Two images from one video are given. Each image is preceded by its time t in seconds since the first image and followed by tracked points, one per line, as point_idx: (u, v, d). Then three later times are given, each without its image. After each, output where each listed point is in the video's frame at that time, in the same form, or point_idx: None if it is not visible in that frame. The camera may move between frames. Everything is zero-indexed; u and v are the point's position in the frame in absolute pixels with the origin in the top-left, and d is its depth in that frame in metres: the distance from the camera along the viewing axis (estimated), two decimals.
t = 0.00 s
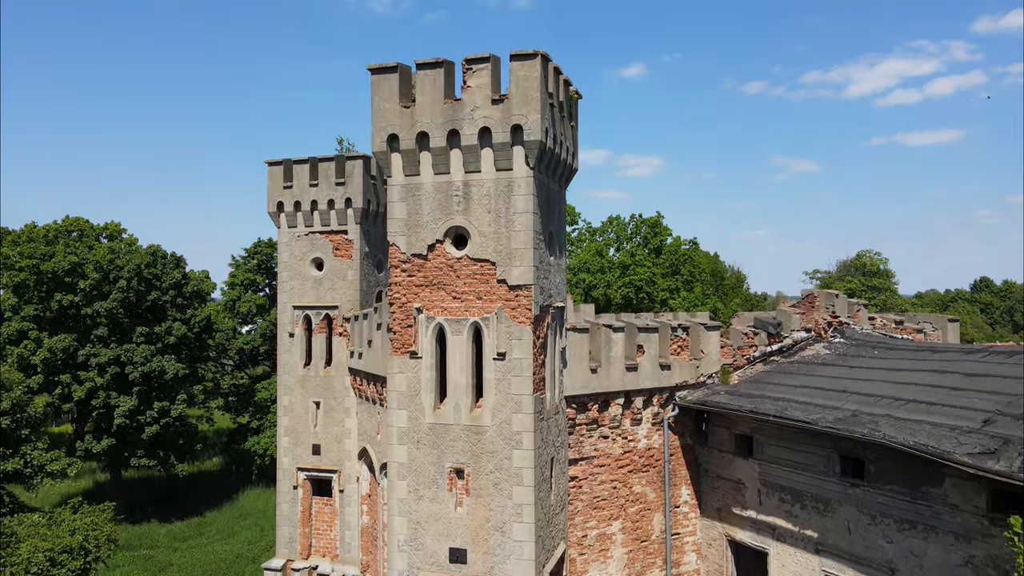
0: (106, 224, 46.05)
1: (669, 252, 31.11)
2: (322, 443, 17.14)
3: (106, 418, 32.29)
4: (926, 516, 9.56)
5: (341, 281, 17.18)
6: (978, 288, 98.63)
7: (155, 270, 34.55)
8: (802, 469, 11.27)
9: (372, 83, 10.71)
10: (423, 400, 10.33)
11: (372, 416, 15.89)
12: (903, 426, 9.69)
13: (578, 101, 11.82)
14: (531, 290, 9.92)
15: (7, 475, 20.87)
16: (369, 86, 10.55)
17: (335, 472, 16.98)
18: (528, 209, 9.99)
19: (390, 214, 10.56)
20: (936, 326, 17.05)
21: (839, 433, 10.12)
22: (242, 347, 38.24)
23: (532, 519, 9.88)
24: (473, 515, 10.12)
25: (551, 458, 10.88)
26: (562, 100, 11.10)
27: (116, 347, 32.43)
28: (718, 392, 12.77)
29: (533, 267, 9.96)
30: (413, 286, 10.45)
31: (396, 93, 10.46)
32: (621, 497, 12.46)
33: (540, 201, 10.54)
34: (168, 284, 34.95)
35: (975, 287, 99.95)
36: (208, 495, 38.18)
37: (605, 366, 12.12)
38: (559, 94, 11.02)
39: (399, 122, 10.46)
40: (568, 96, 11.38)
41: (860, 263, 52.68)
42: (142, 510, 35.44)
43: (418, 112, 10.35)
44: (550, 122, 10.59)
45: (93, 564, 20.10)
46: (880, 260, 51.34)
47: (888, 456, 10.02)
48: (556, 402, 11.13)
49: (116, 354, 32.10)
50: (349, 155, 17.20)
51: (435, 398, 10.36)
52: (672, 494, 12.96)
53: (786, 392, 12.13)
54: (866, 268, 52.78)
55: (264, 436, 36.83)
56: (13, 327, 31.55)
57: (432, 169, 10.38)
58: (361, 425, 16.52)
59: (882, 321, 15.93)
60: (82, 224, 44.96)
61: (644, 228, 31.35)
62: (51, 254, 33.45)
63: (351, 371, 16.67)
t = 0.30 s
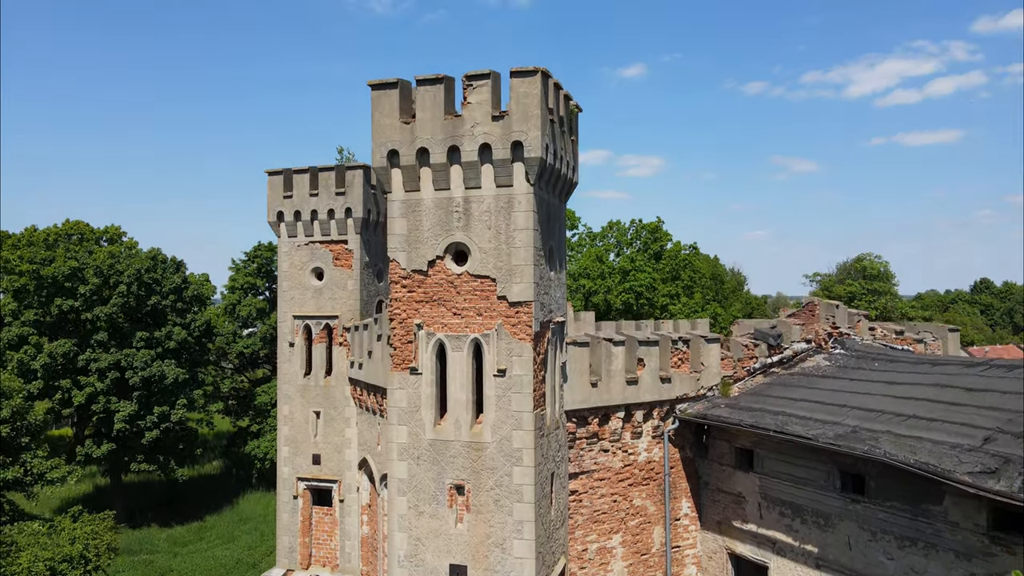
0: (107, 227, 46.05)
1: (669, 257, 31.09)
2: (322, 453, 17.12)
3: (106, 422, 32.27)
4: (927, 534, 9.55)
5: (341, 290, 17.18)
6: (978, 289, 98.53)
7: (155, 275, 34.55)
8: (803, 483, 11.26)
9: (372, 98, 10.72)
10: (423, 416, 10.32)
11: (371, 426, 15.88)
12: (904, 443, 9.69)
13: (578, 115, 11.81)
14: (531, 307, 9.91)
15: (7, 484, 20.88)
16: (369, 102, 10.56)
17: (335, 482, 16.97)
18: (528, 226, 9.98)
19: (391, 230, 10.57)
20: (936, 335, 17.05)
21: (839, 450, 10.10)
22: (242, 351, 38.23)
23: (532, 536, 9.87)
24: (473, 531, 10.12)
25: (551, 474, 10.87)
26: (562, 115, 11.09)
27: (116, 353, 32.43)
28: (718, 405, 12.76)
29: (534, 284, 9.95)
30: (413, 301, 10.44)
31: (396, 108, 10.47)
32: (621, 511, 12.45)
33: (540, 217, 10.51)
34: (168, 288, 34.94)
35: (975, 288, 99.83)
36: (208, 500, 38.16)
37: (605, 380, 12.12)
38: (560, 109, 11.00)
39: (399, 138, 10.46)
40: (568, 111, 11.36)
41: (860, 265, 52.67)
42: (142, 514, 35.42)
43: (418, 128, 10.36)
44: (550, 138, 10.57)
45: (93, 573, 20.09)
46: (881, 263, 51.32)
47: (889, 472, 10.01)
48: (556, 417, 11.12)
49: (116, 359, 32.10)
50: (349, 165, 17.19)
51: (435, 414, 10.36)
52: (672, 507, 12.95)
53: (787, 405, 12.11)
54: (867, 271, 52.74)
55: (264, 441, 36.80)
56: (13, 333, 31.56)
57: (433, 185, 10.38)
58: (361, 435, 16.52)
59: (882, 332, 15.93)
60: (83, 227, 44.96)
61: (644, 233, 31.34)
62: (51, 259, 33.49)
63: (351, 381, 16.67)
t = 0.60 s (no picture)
0: (107, 231, 46.03)
1: (669, 262, 31.10)
2: (322, 463, 17.11)
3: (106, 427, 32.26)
4: (927, 551, 9.52)
5: (341, 300, 17.18)
6: (978, 290, 98.51)
7: (155, 279, 34.55)
8: (803, 498, 11.24)
9: (372, 114, 10.72)
10: (423, 433, 10.32)
11: (371, 436, 15.87)
12: (905, 460, 9.67)
13: (579, 129, 11.81)
14: (532, 323, 9.91)
15: (7, 492, 20.89)
16: (370, 118, 10.56)
17: (335, 492, 16.96)
18: (529, 242, 9.97)
19: (390, 246, 10.56)
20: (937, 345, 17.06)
21: (840, 466, 10.08)
22: (242, 355, 38.24)
23: (532, 553, 9.86)
24: (473, 548, 10.10)
25: (552, 489, 10.86)
26: (562, 129, 11.09)
27: (116, 357, 32.40)
28: (718, 418, 12.74)
29: (534, 300, 9.94)
30: (413, 317, 10.44)
31: (396, 124, 10.47)
32: (621, 524, 12.45)
33: (541, 233, 10.50)
34: (168, 293, 34.94)
35: (975, 289, 99.76)
36: (208, 504, 38.14)
37: (606, 394, 12.12)
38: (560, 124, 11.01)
39: (399, 154, 10.46)
40: (569, 125, 11.36)
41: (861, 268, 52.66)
42: (143, 518, 35.41)
43: (418, 144, 10.35)
44: (551, 154, 10.56)
45: None
46: (881, 265, 51.34)
47: (889, 488, 9.99)
48: (557, 432, 11.11)
49: (116, 364, 32.06)
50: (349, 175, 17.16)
51: (435, 430, 10.35)
52: (673, 519, 12.94)
53: (787, 419, 12.09)
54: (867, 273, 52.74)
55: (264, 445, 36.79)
56: (13, 338, 31.54)
57: (433, 200, 10.36)
58: (361, 445, 16.51)
59: (883, 342, 15.94)
60: (82, 231, 44.95)
61: (644, 239, 31.36)
62: (51, 264, 33.51)
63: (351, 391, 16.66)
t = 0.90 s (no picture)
0: (107, 234, 45.99)
1: (669, 267, 31.10)
2: (323, 472, 17.12)
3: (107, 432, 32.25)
4: (928, 568, 9.49)
5: (341, 310, 17.17)
6: (978, 291, 98.48)
7: (156, 284, 34.54)
8: (804, 513, 11.22)
9: (372, 130, 10.71)
10: (424, 449, 10.32)
11: (371, 447, 15.86)
12: (905, 478, 9.66)
13: (579, 143, 11.81)
14: (532, 340, 9.90)
15: (7, 500, 20.86)
16: (370, 134, 10.56)
17: (335, 502, 16.96)
18: (529, 259, 9.97)
19: (391, 262, 10.55)
20: (937, 355, 17.06)
21: (840, 483, 10.07)
22: (242, 359, 38.24)
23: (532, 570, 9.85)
24: (474, 565, 10.09)
25: (552, 505, 10.85)
26: (563, 144, 11.08)
27: (116, 362, 32.34)
28: (719, 432, 12.73)
29: (534, 317, 9.95)
30: (414, 333, 10.43)
31: (396, 140, 10.47)
32: (621, 538, 12.44)
33: (541, 248, 10.47)
34: (168, 297, 34.93)
35: (975, 291, 99.70)
36: (208, 508, 38.21)
37: (606, 408, 12.12)
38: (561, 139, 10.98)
39: (400, 170, 10.45)
40: (569, 139, 11.35)
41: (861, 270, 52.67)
42: (143, 524, 35.43)
43: (418, 160, 10.35)
44: (551, 169, 10.54)
45: None
46: (881, 268, 51.37)
47: (890, 505, 9.98)
48: (557, 447, 11.11)
49: (116, 369, 32.00)
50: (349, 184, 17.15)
51: (436, 446, 10.35)
52: (673, 532, 12.94)
53: (787, 432, 12.07)
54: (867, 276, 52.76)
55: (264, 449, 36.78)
56: (13, 343, 31.49)
57: (433, 216, 10.36)
58: (361, 455, 16.52)
59: (883, 352, 15.95)
60: (83, 235, 44.92)
61: (644, 244, 31.38)
62: (51, 269, 33.50)
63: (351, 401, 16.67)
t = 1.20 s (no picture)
0: (107, 238, 46.01)
1: (670, 272, 31.11)
2: (323, 482, 17.12)
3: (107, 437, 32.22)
4: None
5: (341, 320, 17.17)
6: (978, 292, 98.41)
7: (156, 289, 34.54)
8: (805, 528, 11.21)
9: (373, 145, 10.71)
10: (425, 465, 10.32)
11: (372, 458, 15.84)
12: (906, 495, 9.66)
13: (580, 157, 11.81)
14: (533, 357, 9.90)
15: (7, 509, 20.86)
16: (371, 149, 10.56)
17: (336, 512, 16.95)
18: (530, 275, 9.97)
19: (391, 277, 10.54)
20: (937, 365, 17.06)
21: (841, 499, 10.07)
22: (242, 363, 38.24)
23: None
24: None
25: (553, 520, 10.85)
26: (563, 159, 11.07)
27: (116, 367, 32.33)
28: (719, 445, 12.73)
29: (535, 333, 9.95)
30: (414, 349, 10.43)
31: (397, 156, 10.47)
32: (622, 551, 12.43)
33: (542, 263, 10.47)
34: (168, 302, 34.94)
35: (975, 292, 99.57)
36: (208, 512, 38.20)
37: (607, 422, 12.11)
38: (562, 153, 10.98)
39: (400, 185, 10.45)
40: (570, 154, 11.34)
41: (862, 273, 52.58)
42: (143, 528, 35.40)
43: (419, 176, 10.35)
44: (552, 185, 10.55)
45: None
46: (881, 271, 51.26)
47: (891, 521, 9.97)
48: (558, 462, 11.11)
49: (116, 374, 31.98)
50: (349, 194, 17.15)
51: (436, 462, 10.35)
52: (674, 545, 12.92)
53: (788, 446, 12.06)
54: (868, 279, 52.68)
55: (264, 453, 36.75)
56: (13, 348, 31.49)
57: (434, 232, 10.35)
58: (361, 466, 16.51)
59: (883, 362, 15.95)
60: (83, 238, 44.93)
61: (645, 249, 31.39)
62: (52, 273, 33.53)
63: (352, 411, 16.67)
